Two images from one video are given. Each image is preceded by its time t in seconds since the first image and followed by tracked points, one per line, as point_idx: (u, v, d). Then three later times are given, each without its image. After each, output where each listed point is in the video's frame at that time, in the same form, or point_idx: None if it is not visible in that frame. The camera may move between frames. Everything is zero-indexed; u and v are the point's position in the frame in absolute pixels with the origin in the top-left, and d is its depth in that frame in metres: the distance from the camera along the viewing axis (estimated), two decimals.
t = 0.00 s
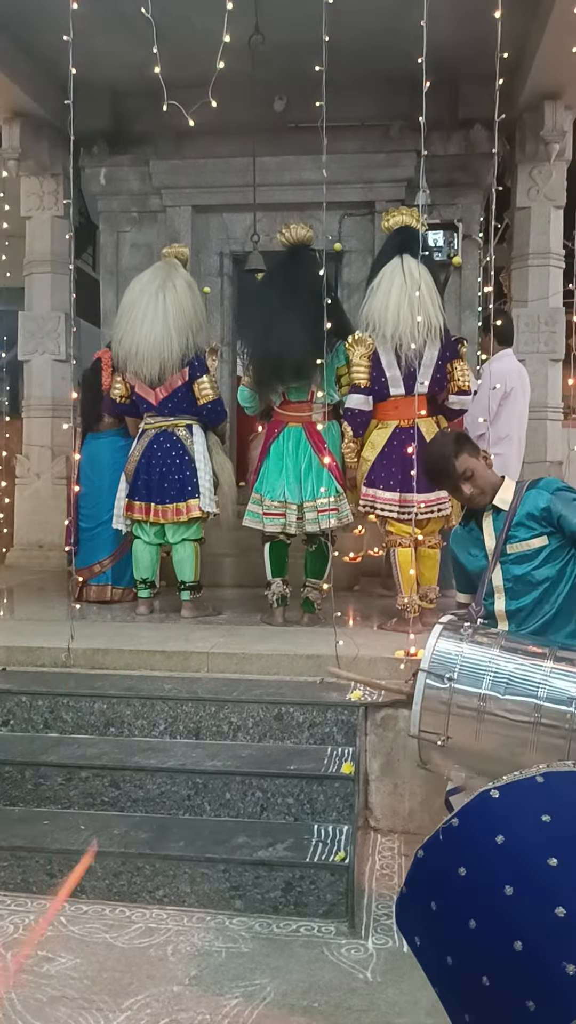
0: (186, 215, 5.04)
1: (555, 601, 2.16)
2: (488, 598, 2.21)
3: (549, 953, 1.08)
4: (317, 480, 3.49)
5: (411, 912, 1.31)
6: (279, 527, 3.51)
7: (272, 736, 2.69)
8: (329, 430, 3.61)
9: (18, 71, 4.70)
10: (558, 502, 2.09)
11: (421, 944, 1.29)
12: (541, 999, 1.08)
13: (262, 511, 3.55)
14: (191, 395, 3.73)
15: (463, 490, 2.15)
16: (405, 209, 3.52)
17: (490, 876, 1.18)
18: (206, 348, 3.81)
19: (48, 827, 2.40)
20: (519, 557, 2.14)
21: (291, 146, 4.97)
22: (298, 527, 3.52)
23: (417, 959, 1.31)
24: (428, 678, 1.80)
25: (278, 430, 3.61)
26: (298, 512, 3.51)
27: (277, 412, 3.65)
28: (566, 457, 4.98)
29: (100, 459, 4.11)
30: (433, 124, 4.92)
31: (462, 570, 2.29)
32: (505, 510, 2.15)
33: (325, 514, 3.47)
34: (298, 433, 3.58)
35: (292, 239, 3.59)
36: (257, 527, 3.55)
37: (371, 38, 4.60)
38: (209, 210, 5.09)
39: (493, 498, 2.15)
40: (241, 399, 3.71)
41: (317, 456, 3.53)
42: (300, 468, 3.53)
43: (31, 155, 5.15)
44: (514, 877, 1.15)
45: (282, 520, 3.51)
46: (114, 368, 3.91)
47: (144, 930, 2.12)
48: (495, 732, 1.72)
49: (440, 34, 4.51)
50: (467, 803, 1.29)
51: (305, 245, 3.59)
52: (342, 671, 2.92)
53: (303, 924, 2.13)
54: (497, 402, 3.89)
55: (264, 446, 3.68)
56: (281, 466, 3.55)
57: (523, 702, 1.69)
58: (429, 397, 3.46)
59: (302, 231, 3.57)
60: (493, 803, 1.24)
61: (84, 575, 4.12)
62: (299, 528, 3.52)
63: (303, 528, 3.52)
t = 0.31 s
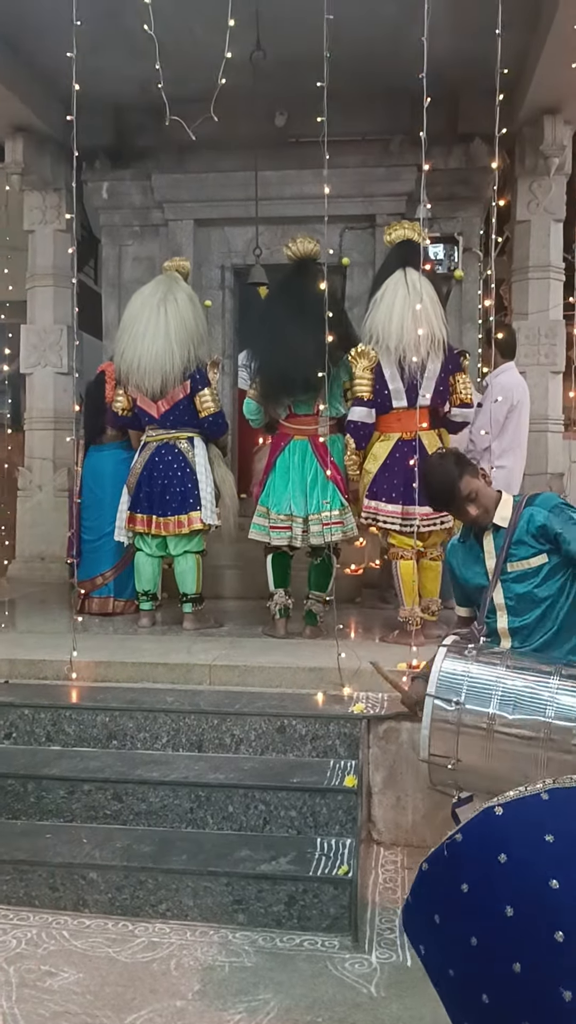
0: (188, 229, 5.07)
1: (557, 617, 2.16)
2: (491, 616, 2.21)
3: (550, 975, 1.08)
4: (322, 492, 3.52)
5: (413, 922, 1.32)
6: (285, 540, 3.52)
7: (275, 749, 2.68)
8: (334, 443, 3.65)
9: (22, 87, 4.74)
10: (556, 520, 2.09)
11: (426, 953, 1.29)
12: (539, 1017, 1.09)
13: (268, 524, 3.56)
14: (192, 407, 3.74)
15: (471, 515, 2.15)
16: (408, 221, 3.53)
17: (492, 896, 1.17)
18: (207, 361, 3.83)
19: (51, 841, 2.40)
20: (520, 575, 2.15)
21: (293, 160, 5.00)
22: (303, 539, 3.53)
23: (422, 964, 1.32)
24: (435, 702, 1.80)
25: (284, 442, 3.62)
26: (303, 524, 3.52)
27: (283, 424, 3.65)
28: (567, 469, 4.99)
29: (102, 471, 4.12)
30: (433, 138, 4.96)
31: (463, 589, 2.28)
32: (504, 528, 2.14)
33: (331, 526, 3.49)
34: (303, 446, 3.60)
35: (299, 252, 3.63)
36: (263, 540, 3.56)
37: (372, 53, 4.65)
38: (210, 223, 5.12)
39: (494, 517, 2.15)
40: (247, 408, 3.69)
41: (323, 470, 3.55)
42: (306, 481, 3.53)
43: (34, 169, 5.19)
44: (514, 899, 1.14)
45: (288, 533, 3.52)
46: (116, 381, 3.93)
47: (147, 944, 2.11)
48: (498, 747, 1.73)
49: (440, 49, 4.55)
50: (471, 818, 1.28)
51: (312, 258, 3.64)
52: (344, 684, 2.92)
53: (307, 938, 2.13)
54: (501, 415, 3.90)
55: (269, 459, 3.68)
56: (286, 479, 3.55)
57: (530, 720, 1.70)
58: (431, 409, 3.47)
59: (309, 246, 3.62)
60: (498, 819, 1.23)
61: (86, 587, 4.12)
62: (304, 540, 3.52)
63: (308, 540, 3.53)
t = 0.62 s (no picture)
0: (190, 242, 5.11)
1: (557, 631, 2.17)
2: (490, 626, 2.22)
3: (562, 987, 1.05)
4: (326, 504, 3.52)
5: (417, 943, 1.29)
6: (293, 552, 3.52)
7: (276, 762, 2.68)
8: (339, 456, 3.68)
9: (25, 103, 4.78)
10: (560, 532, 2.10)
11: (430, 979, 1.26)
12: None
13: (275, 537, 3.57)
14: (193, 419, 3.76)
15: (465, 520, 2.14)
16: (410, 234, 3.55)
17: (502, 909, 1.15)
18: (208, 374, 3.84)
19: (52, 854, 2.39)
20: (521, 587, 2.15)
21: (294, 174, 5.04)
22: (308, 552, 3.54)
23: (424, 995, 1.27)
24: (431, 706, 1.82)
25: (290, 454, 3.64)
26: (309, 536, 3.53)
27: (288, 436, 3.67)
28: (568, 480, 5.00)
29: (104, 483, 4.13)
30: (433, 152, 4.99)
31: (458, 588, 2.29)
32: (508, 541, 2.15)
33: (337, 538, 3.49)
34: (308, 458, 3.61)
35: (304, 265, 3.66)
36: (271, 552, 3.57)
37: (372, 68, 4.69)
38: (211, 237, 5.16)
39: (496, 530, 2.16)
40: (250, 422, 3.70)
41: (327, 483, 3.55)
42: (312, 493, 3.54)
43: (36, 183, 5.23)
44: (526, 912, 1.12)
45: (296, 544, 3.53)
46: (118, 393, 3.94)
47: (148, 959, 2.10)
48: (498, 755, 1.72)
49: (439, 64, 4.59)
50: (478, 837, 1.28)
51: (316, 272, 3.65)
52: (346, 697, 2.92)
53: (308, 952, 2.12)
54: (502, 427, 3.92)
55: (274, 471, 3.69)
56: (292, 491, 3.57)
57: (527, 728, 1.70)
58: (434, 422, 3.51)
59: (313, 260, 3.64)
60: (504, 834, 1.24)
61: (87, 599, 4.13)
62: (309, 553, 3.53)
63: (314, 553, 3.53)
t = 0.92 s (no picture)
0: (190, 249, 5.12)
1: (558, 637, 2.17)
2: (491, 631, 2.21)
3: (552, 972, 1.07)
4: (331, 512, 3.52)
5: (414, 939, 1.30)
6: (296, 559, 3.52)
7: (277, 769, 2.67)
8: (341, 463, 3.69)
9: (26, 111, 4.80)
10: (566, 538, 2.09)
11: (428, 973, 1.27)
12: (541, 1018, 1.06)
13: (277, 544, 3.56)
14: (193, 426, 3.76)
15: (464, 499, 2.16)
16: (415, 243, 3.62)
17: (494, 901, 1.16)
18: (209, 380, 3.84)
19: (52, 863, 2.38)
20: (524, 591, 2.15)
21: (294, 181, 5.06)
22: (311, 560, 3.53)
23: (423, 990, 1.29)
24: (433, 707, 1.82)
25: (292, 461, 3.63)
26: (313, 543, 3.52)
27: (290, 443, 3.67)
28: (569, 487, 5.00)
29: (104, 490, 4.13)
30: (434, 160, 5.01)
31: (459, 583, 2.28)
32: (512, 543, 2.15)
33: (341, 545, 3.49)
34: (312, 466, 3.61)
35: (305, 271, 3.70)
36: (273, 559, 3.56)
37: (372, 76, 4.71)
38: (212, 244, 5.17)
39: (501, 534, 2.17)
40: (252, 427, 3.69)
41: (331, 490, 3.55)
42: (315, 499, 3.54)
43: (37, 191, 5.24)
44: (517, 902, 1.14)
45: (299, 552, 3.53)
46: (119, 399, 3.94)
47: (148, 968, 2.09)
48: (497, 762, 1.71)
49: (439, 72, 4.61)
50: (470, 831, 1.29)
51: (318, 278, 3.69)
52: (347, 705, 2.91)
53: (309, 961, 2.11)
54: (501, 433, 3.91)
55: (275, 478, 3.68)
56: (296, 498, 3.56)
57: (529, 733, 1.69)
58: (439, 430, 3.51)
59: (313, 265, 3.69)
60: (497, 828, 1.23)
61: (88, 606, 4.12)
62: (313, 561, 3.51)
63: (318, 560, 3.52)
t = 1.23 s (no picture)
0: (190, 255, 5.14)
1: (561, 643, 2.17)
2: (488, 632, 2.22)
3: (556, 998, 1.07)
4: (331, 517, 3.53)
5: (413, 961, 1.30)
6: (298, 565, 3.51)
7: (277, 775, 2.67)
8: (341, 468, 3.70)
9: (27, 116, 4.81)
10: (570, 543, 2.08)
11: (425, 993, 1.27)
12: None
13: (279, 550, 3.54)
14: (193, 431, 3.77)
15: (477, 489, 2.18)
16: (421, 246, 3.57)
17: (495, 922, 1.17)
18: (209, 385, 3.85)
19: (51, 870, 2.37)
20: (525, 595, 2.15)
21: (295, 186, 5.07)
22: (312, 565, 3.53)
23: (420, 1012, 1.28)
24: (443, 714, 1.80)
25: (293, 466, 3.64)
26: (314, 548, 3.52)
27: (290, 449, 3.68)
28: (569, 492, 5.00)
29: (104, 496, 4.13)
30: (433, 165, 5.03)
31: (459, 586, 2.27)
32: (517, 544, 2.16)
33: (341, 550, 3.50)
34: (312, 471, 3.62)
35: (302, 278, 3.70)
36: (276, 566, 3.54)
37: (372, 81, 4.73)
38: (212, 249, 5.19)
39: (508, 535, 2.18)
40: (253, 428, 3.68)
41: (332, 495, 3.56)
42: (317, 504, 3.55)
43: (38, 197, 5.25)
44: (518, 923, 1.14)
45: (300, 557, 3.52)
46: (118, 404, 3.95)
47: (148, 975, 2.09)
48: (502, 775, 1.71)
49: (439, 78, 4.63)
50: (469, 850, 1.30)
51: (315, 284, 3.70)
52: (347, 710, 2.91)
53: (310, 968, 2.10)
54: (501, 438, 3.93)
55: (276, 484, 3.69)
56: (296, 502, 3.56)
57: (543, 741, 1.70)
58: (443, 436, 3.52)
59: (312, 271, 3.68)
60: (497, 847, 1.25)
61: (88, 611, 4.12)
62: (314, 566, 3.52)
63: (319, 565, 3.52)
